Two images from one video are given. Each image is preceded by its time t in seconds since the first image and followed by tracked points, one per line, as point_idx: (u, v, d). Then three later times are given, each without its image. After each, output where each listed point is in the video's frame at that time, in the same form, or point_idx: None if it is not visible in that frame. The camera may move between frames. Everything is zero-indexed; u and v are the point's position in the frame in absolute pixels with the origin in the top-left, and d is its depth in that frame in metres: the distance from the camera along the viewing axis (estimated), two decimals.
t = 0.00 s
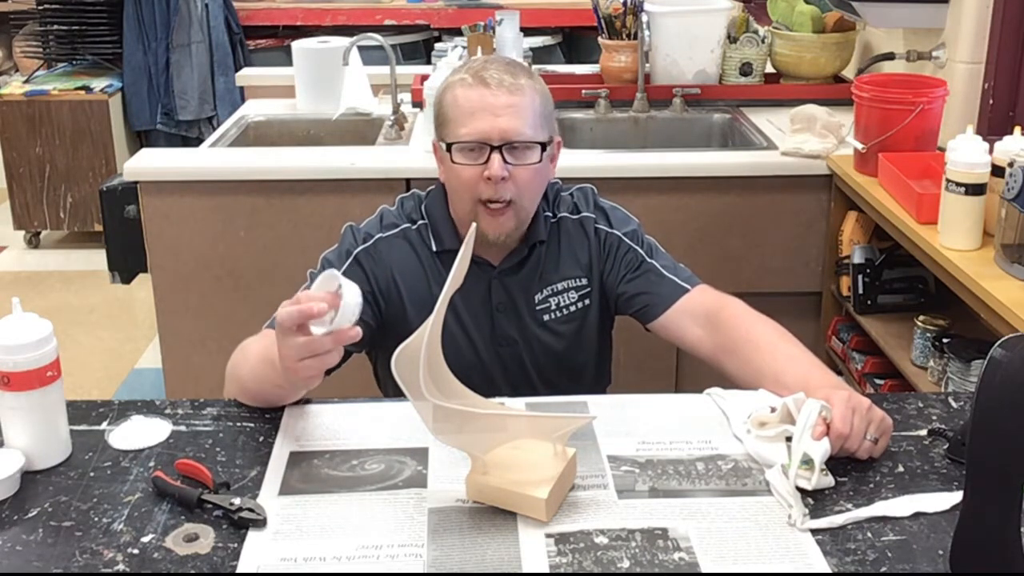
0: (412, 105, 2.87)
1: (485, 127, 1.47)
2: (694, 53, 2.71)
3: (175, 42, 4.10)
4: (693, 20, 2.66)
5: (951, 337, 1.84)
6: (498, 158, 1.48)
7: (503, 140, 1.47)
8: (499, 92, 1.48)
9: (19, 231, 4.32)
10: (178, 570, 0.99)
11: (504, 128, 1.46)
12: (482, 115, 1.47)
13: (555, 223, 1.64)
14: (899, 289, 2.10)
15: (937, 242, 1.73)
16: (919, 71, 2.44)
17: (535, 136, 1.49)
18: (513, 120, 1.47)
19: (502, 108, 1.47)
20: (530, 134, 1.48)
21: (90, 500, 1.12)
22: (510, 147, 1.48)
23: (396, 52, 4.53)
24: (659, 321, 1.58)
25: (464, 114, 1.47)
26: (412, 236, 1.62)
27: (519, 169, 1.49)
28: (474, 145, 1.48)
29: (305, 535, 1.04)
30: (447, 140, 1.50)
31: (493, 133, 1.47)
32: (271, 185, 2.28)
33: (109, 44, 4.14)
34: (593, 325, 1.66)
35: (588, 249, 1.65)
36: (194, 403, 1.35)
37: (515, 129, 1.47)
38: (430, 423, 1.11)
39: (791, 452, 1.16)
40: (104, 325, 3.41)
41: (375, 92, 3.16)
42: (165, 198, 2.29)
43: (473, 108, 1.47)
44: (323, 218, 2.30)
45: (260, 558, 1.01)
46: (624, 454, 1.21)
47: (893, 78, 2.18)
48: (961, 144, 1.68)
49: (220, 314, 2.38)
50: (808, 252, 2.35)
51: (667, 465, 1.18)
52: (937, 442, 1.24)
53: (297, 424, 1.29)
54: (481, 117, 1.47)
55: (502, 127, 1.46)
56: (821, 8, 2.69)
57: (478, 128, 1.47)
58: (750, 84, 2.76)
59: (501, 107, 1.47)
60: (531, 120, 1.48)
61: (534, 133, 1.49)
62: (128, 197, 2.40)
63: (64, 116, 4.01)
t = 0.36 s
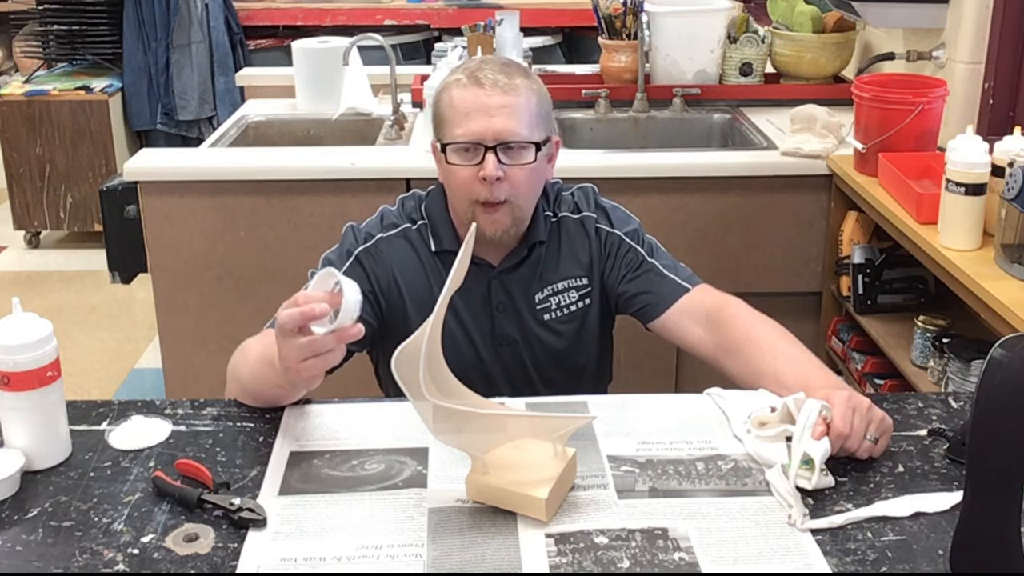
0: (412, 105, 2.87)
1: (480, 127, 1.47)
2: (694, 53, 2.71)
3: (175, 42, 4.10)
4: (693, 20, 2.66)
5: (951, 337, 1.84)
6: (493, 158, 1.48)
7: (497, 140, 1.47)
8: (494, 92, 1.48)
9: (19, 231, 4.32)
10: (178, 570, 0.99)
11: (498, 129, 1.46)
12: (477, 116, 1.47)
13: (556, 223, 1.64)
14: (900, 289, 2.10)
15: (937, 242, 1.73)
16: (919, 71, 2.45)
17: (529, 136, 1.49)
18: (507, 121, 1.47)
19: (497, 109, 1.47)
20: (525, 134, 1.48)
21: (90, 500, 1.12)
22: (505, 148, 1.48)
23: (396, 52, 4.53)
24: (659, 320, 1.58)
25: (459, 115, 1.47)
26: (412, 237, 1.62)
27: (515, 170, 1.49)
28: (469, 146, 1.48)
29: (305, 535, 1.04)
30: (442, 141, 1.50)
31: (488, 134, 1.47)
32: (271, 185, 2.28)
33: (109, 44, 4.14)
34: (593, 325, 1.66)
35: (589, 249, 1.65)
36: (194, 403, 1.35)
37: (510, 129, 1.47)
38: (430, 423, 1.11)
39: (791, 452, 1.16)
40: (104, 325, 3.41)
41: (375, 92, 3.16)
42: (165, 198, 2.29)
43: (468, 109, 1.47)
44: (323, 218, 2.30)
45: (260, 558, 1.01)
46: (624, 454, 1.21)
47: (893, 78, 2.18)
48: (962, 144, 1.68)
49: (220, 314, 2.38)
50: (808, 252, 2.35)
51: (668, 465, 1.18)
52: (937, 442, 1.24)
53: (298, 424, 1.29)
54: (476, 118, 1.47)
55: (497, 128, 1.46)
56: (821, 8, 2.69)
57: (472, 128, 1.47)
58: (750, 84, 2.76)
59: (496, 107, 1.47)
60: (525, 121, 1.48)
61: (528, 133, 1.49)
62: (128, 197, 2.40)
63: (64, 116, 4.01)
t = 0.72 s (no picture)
0: (412, 105, 2.87)
1: (481, 126, 1.47)
2: (694, 53, 2.71)
3: (174, 42, 4.10)
4: (693, 20, 2.66)
5: (951, 337, 1.84)
6: (493, 157, 1.48)
7: (498, 138, 1.47)
8: (496, 91, 1.48)
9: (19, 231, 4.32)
10: (178, 570, 0.99)
11: (499, 128, 1.47)
12: (478, 114, 1.47)
13: (557, 223, 1.64)
14: (900, 289, 2.10)
15: (938, 243, 1.73)
16: (919, 71, 2.45)
17: (530, 135, 1.49)
18: (508, 120, 1.47)
19: (498, 107, 1.47)
20: (525, 133, 1.48)
21: (90, 500, 1.12)
22: (505, 146, 1.48)
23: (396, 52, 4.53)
24: (660, 320, 1.58)
25: (459, 113, 1.47)
26: (413, 237, 1.62)
27: (515, 168, 1.49)
28: (470, 144, 1.48)
29: (305, 535, 1.04)
30: (443, 139, 1.50)
31: (488, 132, 1.47)
32: (271, 185, 2.28)
33: (109, 44, 4.14)
34: (594, 325, 1.66)
35: (590, 249, 1.65)
36: (194, 403, 1.35)
37: (511, 128, 1.47)
38: (430, 423, 1.11)
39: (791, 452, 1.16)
40: (104, 325, 3.41)
41: (375, 92, 3.16)
42: (165, 198, 2.29)
43: (469, 107, 1.47)
44: (322, 218, 2.30)
45: (260, 558, 1.01)
46: (624, 454, 1.21)
47: (893, 78, 2.18)
48: (962, 144, 1.68)
49: (220, 314, 2.38)
50: (808, 252, 2.35)
51: (668, 465, 1.18)
52: (937, 442, 1.24)
53: (298, 424, 1.29)
54: (477, 116, 1.47)
55: (497, 127, 1.47)
56: (821, 8, 2.69)
57: (473, 127, 1.47)
58: (750, 84, 2.76)
59: (497, 106, 1.47)
60: (526, 120, 1.48)
61: (529, 132, 1.49)
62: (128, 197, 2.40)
63: (64, 116, 4.01)
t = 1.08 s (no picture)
0: (412, 105, 2.87)
1: (477, 126, 1.46)
2: (693, 53, 2.71)
3: (175, 42, 4.10)
4: (693, 20, 2.66)
5: (951, 337, 1.84)
6: (488, 157, 1.47)
7: (493, 139, 1.47)
8: (494, 90, 1.47)
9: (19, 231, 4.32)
10: (178, 570, 0.99)
11: (495, 128, 1.46)
12: (473, 114, 1.46)
13: (560, 222, 1.64)
14: (899, 289, 2.10)
15: (937, 243, 1.73)
16: (919, 71, 2.45)
17: (526, 136, 1.48)
18: (504, 120, 1.46)
19: (494, 108, 1.46)
20: (522, 134, 1.47)
21: (90, 500, 1.12)
22: (500, 147, 1.47)
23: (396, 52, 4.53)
24: (661, 320, 1.58)
25: (456, 113, 1.47)
26: (420, 233, 1.62)
27: (510, 169, 1.49)
28: (466, 144, 1.47)
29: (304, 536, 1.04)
30: (441, 137, 1.50)
31: (484, 133, 1.46)
32: (271, 185, 2.28)
33: (109, 44, 4.14)
34: (595, 324, 1.66)
35: (592, 248, 1.65)
36: (194, 403, 1.35)
37: (506, 129, 1.46)
38: (430, 423, 1.11)
39: (791, 452, 1.16)
40: (104, 325, 3.41)
41: (375, 92, 3.16)
42: (165, 198, 2.29)
43: (465, 106, 1.46)
44: (322, 218, 2.30)
45: (261, 558, 1.01)
46: (624, 454, 1.21)
47: (893, 78, 2.18)
48: (962, 144, 1.68)
49: (220, 314, 2.38)
50: (808, 252, 2.35)
51: (668, 465, 1.18)
52: (937, 442, 1.24)
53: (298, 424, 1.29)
54: (473, 116, 1.46)
55: (493, 127, 1.46)
56: (821, 8, 2.69)
57: (470, 126, 1.47)
58: (751, 84, 2.76)
59: (494, 106, 1.46)
60: (523, 121, 1.47)
61: (526, 133, 1.48)
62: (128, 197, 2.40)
63: (64, 116, 4.01)
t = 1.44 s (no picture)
0: (412, 105, 2.87)
1: (474, 117, 1.51)
2: (693, 53, 2.71)
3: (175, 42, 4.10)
4: (693, 20, 2.66)
5: (951, 337, 1.84)
6: (483, 149, 1.52)
7: (489, 131, 1.51)
8: (497, 85, 1.52)
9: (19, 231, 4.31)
10: (179, 570, 0.99)
11: (492, 121, 1.51)
12: (473, 106, 1.51)
13: (576, 219, 1.65)
14: (899, 289, 2.10)
15: (937, 243, 1.73)
16: (919, 71, 2.45)
17: (523, 132, 1.52)
18: (500, 114, 1.51)
19: (494, 102, 1.51)
20: (518, 129, 1.52)
21: (90, 500, 1.12)
22: (496, 140, 1.52)
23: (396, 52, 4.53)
24: (670, 319, 1.57)
25: (461, 105, 1.53)
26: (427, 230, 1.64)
27: (504, 163, 1.53)
28: (466, 135, 1.53)
29: (304, 536, 1.04)
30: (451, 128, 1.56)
31: (481, 125, 1.51)
32: (271, 185, 2.28)
33: (109, 44, 4.14)
34: (608, 322, 1.66)
35: (608, 246, 1.65)
36: (194, 403, 1.35)
37: (502, 123, 1.51)
38: (430, 423, 1.11)
39: (790, 452, 1.16)
40: (103, 325, 3.41)
41: (375, 92, 3.16)
42: (165, 198, 2.29)
43: (467, 99, 1.52)
44: (322, 218, 2.30)
45: (261, 558, 1.01)
46: (625, 454, 1.21)
47: (893, 78, 2.18)
48: (962, 144, 1.68)
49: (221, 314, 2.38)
50: (808, 252, 2.35)
51: (667, 465, 1.18)
52: (937, 442, 1.24)
53: (298, 424, 1.29)
54: (474, 109, 1.52)
55: (490, 120, 1.51)
56: (821, 8, 2.69)
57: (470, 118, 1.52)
58: (751, 84, 2.75)
59: (493, 100, 1.51)
60: (521, 116, 1.52)
61: (523, 129, 1.52)
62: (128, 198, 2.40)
63: (64, 117, 4.01)
